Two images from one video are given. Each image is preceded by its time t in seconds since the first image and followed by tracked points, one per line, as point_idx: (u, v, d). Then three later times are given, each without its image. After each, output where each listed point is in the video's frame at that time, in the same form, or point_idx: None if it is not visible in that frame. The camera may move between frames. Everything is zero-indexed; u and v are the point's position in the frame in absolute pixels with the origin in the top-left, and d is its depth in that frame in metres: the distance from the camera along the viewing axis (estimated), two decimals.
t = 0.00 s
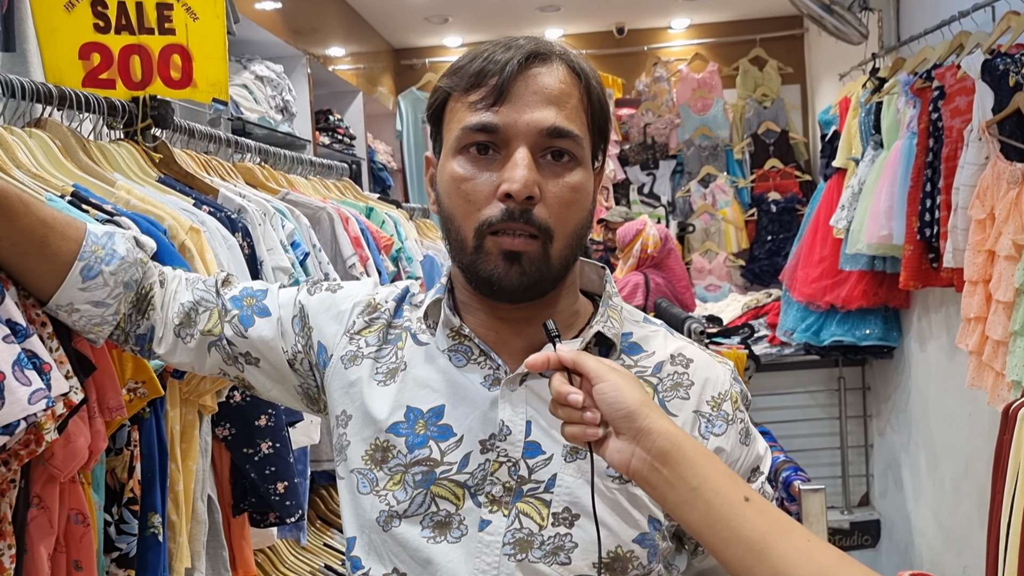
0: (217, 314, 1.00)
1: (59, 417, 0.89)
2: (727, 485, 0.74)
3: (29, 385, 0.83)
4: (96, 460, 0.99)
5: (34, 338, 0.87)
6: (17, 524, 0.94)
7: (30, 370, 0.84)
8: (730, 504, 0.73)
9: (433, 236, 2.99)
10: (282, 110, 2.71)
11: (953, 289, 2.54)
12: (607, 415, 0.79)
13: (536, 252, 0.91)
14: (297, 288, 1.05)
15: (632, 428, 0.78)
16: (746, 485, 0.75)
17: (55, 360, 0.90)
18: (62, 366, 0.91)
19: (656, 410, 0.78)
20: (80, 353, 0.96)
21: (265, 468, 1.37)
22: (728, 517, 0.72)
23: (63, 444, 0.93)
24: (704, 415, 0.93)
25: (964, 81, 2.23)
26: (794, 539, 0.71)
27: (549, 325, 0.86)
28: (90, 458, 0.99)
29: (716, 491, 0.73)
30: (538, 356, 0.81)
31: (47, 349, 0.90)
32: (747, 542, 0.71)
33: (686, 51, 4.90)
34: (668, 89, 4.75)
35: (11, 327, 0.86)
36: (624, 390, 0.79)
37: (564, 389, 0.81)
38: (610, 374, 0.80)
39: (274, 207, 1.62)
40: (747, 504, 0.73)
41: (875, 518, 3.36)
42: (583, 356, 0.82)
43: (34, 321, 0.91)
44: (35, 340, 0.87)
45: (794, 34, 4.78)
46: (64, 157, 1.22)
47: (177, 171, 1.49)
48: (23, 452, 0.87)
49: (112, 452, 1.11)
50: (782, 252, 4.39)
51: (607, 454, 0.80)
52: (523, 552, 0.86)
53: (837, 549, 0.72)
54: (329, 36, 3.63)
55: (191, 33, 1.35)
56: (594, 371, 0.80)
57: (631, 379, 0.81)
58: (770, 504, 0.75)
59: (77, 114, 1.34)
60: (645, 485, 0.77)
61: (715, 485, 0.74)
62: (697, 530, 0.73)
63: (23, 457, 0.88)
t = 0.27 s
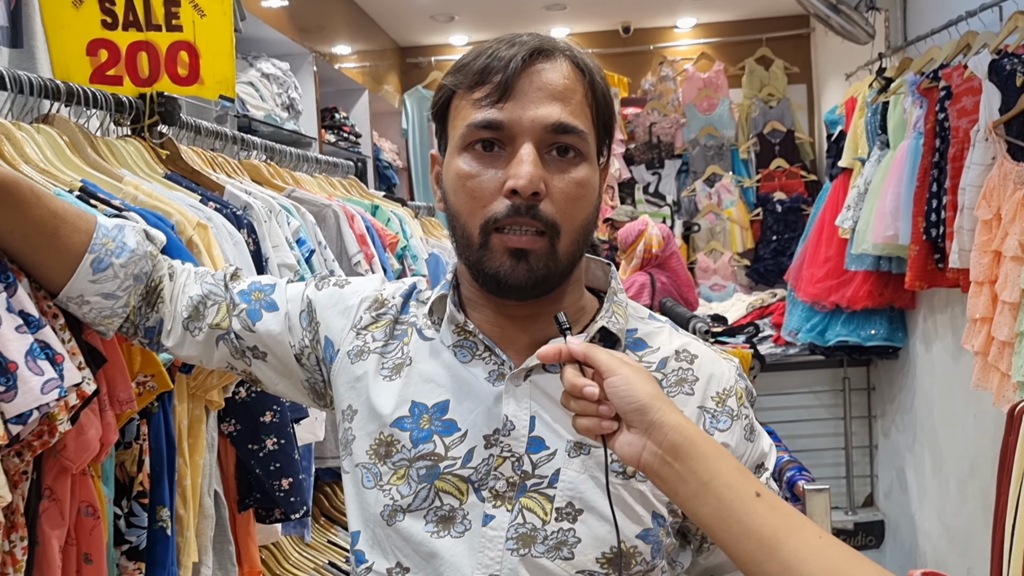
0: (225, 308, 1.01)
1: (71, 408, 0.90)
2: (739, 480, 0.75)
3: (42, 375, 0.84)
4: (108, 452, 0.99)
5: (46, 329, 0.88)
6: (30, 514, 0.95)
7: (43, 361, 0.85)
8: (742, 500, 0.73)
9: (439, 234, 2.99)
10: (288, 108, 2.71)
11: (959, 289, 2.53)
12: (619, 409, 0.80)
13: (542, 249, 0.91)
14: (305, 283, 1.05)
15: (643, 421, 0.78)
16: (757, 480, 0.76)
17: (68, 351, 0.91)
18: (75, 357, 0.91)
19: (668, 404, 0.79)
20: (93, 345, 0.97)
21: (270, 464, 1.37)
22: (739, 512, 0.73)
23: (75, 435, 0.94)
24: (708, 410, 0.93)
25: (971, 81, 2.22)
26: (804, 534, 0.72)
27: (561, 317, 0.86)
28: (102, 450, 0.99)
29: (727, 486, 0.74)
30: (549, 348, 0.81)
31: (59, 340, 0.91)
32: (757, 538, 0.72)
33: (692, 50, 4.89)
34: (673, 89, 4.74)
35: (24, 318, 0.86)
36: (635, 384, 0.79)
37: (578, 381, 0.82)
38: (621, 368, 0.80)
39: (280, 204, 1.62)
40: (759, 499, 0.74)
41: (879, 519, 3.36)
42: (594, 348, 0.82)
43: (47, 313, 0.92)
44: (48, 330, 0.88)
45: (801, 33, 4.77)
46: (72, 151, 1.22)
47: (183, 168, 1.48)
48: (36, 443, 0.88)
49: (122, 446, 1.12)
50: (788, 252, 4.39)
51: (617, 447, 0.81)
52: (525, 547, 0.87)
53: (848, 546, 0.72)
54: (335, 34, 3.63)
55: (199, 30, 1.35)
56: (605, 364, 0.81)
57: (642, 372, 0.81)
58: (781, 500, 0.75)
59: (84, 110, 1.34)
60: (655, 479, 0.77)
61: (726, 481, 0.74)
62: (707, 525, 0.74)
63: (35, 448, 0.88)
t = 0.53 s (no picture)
0: (228, 311, 1.00)
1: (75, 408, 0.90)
2: (746, 485, 0.74)
3: (46, 374, 0.84)
4: (111, 452, 1.00)
5: (51, 329, 0.88)
6: (32, 516, 0.94)
7: (48, 361, 0.85)
8: (749, 506, 0.73)
9: (443, 236, 2.99)
10: (293, 109, 2.72)
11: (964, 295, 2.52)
12: (626, 416, 0.80)
13: (542, 247, 0.91)
14: (307, 286, 1.05)
15: (651, 426, 0.78)
16: (764, 485, 0.75)
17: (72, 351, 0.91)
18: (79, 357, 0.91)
19: (674, 409, 0.79)
20: (96, 347, 0.97)
21: (273, 466, 1.37)
22: (745, 518, 0.72)
23: (79, 436, 0.93)
24: (710, 418, 0.93)
25: (977, 87, 2.22)
26: (810, 542, 0.71)
27: (569, 326, 0.87)
28: (104, 451, 0.99)
29: (734, 492, 0.73)
30: (557, 354, 0.82)
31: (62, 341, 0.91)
32: (764, 544, 0.71)
33: (697, 54, 4.89)
34: (678, 92, 4.74)
35: (29, 318, 0.86)
36: (642, 389, 0.79)
37: (587, 387, 0.82)
38: (628, 373, 0.80)
39: (283, 206, 1.62)
40: (766, 506, 0.73)
41: (882, 524, 3.35)
42: (601, 354, 0.82)
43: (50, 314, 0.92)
44: (52, 330, 0.88)
45: (806, 37, 4.76)
46: (76, 152, 1.22)
47: (186, 169, 1.48)
48: (39, 444, 0.88)
49: (125, 447, 1.12)
50: (792, 257, 4.38)
51: (623, 454, 0.81)
52: (524, 552, 0.86)
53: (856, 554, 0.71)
54: (340, 36, 3.64)
55: (204, 31, 1.35)
56: (613, 370, 0.80)
57: (650, 378, 0.81)
58: (789, 507, 0.74)
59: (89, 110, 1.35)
60: (663, 484, 0.77)
61: (733, 486, 0.74)
62: (713, 530, 0.74)
63: (39, 449, 0.89)
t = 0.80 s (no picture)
0: (231, 313, 1.01)
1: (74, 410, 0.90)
2: (748, 484, 0.74)
3: (46, 377, 0.84)
4: (108, 455, 1.00)
5: (52, 331, 0.88)
6: (28, 518, 0.94)
7: (48, 363, 0.85)
8: (751, 504, 0.73)
9: (446, 238, 3.00)
10: (297, 110, 2.72)
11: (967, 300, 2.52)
12: (630, 417, 0.80)
13: (545, 239, 0.90)
14: (311, 287, 1.06)
15: (654, 425, 0.78)
16: (766, 484, 0.75)
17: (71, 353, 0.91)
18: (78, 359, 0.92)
19: (678, 407, 0.79)
20: (96, 350, 0.97)
21: (277, 466, 1.37)
22: (747, 516, 0.72)
23: (77, 437, 0.93)
24: (715, 418, 0.93)
25: (981, 92, 2.22)
26: (813, 541, 0.71)
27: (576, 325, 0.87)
28: (103, 454, 1.00)
29: (737, 490, 0.73)
30: (562, 352, 0.82)
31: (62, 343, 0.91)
32: (764, 541, 0.71)
33: (702, 57, 4.89)
34: (682, 95, 4.74)
35: (30, 320, 0.86)
36: (645, 389, 0.79)
37: (591, 386, 0.82)
38: (630, 374, 0.81)
39: (288, 206, 1.62)
40: (768, 504, 0.73)
41: (884, 530, 3.34)
42: (604, 356, 0.82)
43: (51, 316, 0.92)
44: (53, 333, 0.88)
45: (810, 42, 4.76)
46: (81, 152, 1.23)
47: (192, 169, 1.48)
48: (37, 446, 0.88)
49: (124, 448, 1.12)
50: (795, 261, 4.38)
51: (627, 452, 0.81)
52: (529, 552, 0.86)
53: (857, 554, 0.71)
54: (345, 37, 3.64)
55: (210, 32, 1.35)
56: (615, 371, 0.81)
57: (653, 378, 0.81)
58: (792, 506, 0.75)
59: (94, 110, 1.35)
60: (667, 483, 0.78)
61: (736, 483, 0.74)
62: (716, 527, 0.74)
63: (36, 450, 0.89)
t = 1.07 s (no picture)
0: (239, 311, 1.01)
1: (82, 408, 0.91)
2: (754, 486, 0.74)
3: (53, 375, 0.84)
4: (116, 454, 1.00)
5: (60, 329, 0.88)
6: (37, 515, 0.94)
7: (54, 362, 0.85)
8: (757, 506, 0.73)
9: (451, 239, 3.00)
10: (303, 111, 2.73)
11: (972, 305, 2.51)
12: (637, 420, 0.80)
13: (548, 248, 0.91)
14: (319, 287, 1.06)
15: (661, 428, 0.78)
16: (772, 486, 0.75)
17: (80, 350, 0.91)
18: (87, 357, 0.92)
19: (685, 410, 0.79)
20: (105, 347, 0.97)
21: (279, 467, 1.38)
22: (753, 517, 0.73)
23: (85, 435, 0.94)
24: (721, 423, 0.93)
25: (988, 97, 2.21)
26: (817, 542, 0.71)
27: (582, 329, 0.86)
28: (110, 451, 0.99)
29: (743, 492, 0.74)
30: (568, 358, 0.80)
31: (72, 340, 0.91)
32: (769, 542, 0.71)
33: (708, 60, 4.89)
34: (688, 98, 4.74)
35: (38, 318, 0.86)
36: (651, 394, 0.79)
37: (591, 389, 0.81)
38: (637, 379, 0.80)
39: (294, 207, 1.63)
40: (773, 506, 0.73)
41: (888, 534, 3.34)
42: (611, 362, 0.81)
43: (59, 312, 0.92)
44: (61, 330, 0.88)
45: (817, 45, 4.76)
46: (88, 151, 1.23)
47: (198, 169, 1.49)
48: (45, 443, 0.89)
49: (130, 447, 1.12)
50: (800, 265, 4.38)
51: (635, 454, 0.81)
52: (534, 554, 0.87)
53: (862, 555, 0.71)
54: (351, 39, 3.65)
55: (217, 32, 1.36)
56: (622, 377, 0.80)
57: (659, 382, 0.81)
58: (797, 507, 0.75)
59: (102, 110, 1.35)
60: (673, 484, 0.78)
61: (741, 485, 0.74)
62: (722, 529, 0.74)
63: (45, 448, 0.90)
